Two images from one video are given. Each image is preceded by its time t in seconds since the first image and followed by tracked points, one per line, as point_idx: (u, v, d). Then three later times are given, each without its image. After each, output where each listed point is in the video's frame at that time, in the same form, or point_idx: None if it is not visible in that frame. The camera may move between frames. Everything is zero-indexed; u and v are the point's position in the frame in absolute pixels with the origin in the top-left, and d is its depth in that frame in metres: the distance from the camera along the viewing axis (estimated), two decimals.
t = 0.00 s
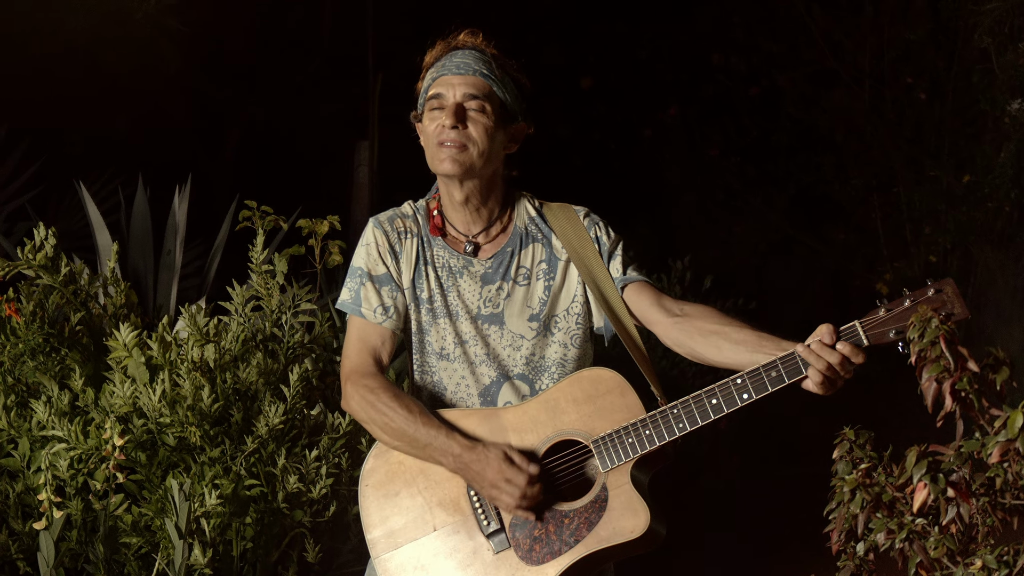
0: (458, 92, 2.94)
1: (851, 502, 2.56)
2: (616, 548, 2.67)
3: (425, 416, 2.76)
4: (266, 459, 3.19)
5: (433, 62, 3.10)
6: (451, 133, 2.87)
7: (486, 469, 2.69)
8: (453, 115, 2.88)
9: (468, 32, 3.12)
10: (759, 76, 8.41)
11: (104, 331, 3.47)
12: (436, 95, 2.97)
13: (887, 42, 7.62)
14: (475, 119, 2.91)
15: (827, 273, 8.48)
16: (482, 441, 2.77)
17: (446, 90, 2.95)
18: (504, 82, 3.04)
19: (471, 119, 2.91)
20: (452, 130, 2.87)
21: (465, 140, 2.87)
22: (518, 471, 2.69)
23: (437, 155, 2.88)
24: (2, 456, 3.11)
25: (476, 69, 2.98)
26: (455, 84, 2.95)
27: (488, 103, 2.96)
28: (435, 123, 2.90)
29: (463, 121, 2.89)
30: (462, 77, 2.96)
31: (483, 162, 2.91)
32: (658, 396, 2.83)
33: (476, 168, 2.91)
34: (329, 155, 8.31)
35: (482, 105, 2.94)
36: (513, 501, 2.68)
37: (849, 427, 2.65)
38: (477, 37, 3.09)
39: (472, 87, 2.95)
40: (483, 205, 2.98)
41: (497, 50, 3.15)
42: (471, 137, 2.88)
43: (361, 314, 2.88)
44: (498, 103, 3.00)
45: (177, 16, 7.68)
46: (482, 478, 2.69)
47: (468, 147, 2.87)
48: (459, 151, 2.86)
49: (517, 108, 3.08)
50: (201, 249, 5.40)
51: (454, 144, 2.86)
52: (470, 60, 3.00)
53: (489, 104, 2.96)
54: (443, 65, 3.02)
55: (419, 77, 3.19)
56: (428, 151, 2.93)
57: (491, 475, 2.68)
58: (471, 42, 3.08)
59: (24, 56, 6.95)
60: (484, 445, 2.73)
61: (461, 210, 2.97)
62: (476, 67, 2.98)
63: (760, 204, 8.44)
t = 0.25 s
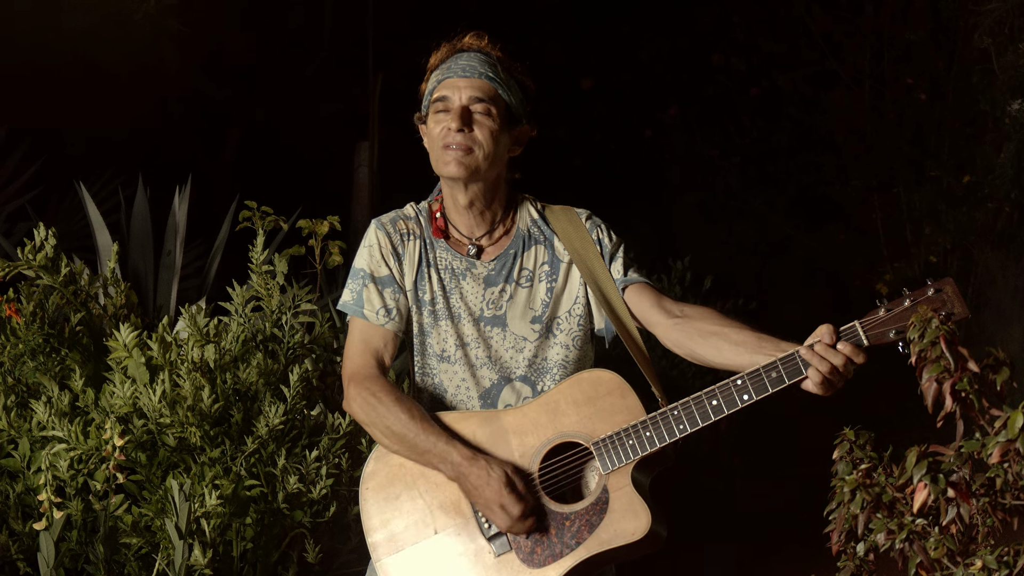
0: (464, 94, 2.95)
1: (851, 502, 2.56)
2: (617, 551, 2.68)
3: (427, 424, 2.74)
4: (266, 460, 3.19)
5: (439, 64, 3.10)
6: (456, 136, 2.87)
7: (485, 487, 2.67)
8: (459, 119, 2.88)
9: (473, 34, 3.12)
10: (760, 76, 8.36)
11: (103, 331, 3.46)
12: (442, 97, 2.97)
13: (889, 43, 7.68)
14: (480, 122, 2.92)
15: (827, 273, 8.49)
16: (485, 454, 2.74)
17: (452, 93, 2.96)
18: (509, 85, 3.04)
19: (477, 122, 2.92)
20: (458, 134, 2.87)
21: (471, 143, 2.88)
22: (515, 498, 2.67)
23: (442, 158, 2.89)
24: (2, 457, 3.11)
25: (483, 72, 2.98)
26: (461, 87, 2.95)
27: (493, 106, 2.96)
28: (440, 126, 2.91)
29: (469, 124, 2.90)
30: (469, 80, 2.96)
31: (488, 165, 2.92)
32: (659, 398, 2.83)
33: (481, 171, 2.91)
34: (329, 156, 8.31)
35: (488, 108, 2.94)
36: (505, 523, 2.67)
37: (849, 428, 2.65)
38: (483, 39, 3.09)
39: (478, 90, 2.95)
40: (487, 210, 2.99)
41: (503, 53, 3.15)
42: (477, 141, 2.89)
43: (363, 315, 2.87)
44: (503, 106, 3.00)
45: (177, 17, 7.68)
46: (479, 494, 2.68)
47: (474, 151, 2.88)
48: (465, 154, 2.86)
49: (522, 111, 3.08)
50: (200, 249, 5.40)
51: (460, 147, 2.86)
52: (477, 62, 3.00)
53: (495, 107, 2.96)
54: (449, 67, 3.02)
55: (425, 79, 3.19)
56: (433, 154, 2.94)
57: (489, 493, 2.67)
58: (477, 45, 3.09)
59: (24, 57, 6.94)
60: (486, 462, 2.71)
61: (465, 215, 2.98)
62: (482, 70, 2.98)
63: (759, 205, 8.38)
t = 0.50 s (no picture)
0: (465, 94, 2.95)
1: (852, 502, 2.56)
2: (614, 549, 2.67)
3: (422, 408, 2.77)
4: (267, 459, 3.20)
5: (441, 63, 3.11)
6: (457, 135, 2.88)
7: (488, 452, 2.73)
8: (460, 117, 2.89)
9: (476, 34, 3.13)
10: (760, 76, 8.42)
11: (104, 331, 3.46)
12: (444, 96, 2.97)
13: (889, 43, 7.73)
14: (482, 121, 2.92)
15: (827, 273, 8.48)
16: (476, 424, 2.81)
17: (454, 92, 2.96)
18: (512, 85, 3.04)
19: (478, 121, 2.92)
20: (459, 133, 2.87)
21: (472, 142, 2.88)
22: (520, 446, 2.75)
23: (443, 157, 2.89)
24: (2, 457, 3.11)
25: (485, 72, 2.98)
26: (463, 86, 2.96)
27: (495, 106, 2.96)
28: (442, 124, 2.91)
29: (470, 123, 2.90)
30: (471, 79, 2.96)
31: (489, 164, 2.91)
32: (659, 399, 2.84)
33: (482, 171, 2.91)
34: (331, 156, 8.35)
35: (490, 108, 2.94)
36: (521, 476, 2.74)
37: (849, 428, 2.65)
38: (486, 39, 3.09)
39: (480, 89, 2.95)
40: (488, 209, 2.99)
41: (506, 53, 3.15)
42: (478, 139, 2.89)
43: (363, 314, 2.87)
44: (505, 106, 3.00)
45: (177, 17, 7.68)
46: (485, 460, 2.73)
47: (474, 150, 2.88)
48: (466, 153, 2.86)
49: (524, 111, 3.08)
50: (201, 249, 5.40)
51: (460, 146, 2.87)
52: (479, 62, 3.00)
53: (496, 107, 2.96)
54: (451, 67, 3.02)
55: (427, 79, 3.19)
56: (434, 153, 2.94)
57: (495, 456, 2.73)
58: (480, 45, 3.09)
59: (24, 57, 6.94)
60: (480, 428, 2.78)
61: (466, 214, 2.98)
62: (484, 70, 2.98)
63: (761, 205, 8.44)
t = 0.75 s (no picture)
0: (466, 95, 2.95)
1: (852, 502, 2.56)
2: (614, 551, 2.67)
3: (423, 422, 2.75)
4: (267, 460, 3.20)
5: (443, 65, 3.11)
6: (457, 137, 2.87)
7: (477, 480, 2.68)
8: (459, 119, 2.88)
9: (477, 35, 3.12)
10: (760, 76, 8.34)
11: (104, 331, 3.45)
12: (444, 97, 2.97)
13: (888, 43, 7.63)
14: (482, 123, 2.92)
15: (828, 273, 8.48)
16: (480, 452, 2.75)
17: (454, 93, 2.96)
18: (513, 87, 3.04)
19: (478, 123, 2.91)
20: (459, 134, 2.87)
21: (472, 144, 2.87)
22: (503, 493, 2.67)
23: (442, 158, 2.89)
24: (2, 457, 3.12)
25: (486, 74, 2.98)
26: (463, 88, 2.95)
27: (496, 108, 2.96)
28: (442, 126, 2.91)
29: (470, 125, 2.90)
30: (471, 81, 2.96)
31: (489, 166, 2.91)
32: (658, 399, 2.84)
33: (482, 172, 2.90)
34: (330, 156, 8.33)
35: (490, 109, 2.94)
36: (497, 516, 2.67)
37: (850, 428, 2.65)
38: (486, 41, 3.09)
39: (480, 91, 2.95)
40: (488, 211, 2.99)
41: (506, 54, 3.15)
42: (477, 142, 2.89)
43: (363, 314, 2.87)
44: (506, 108, 3.00)
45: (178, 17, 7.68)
46: (471, 489, 2.68)
47: (474, 151, 2.88)
48: (465, 155, 2.86)
49: (525, 113, 3.08)
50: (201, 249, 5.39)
51: (459, 148, 2.87)
52: (479, 64, 3.00)
53: (497, 109, 2.96)
54: (452, 68, 3.02)
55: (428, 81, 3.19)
56: (434, 155, 2.94)
57: (480, 487, 2.67)
58: (480, 46, 3.09)
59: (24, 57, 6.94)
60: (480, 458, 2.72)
61: (466, 215, 2.98)
62: (484, 71, 2.98)
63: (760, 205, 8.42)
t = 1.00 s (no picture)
0: (465, 95, 2.95)
1: (853, 502, 2.56)
2: (614, 547, 2.67)
3: (424, 412, 2.76)
4: (268, 460, 3.20)
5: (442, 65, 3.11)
6: (456, 135, 2.88)
7: (486, 461, 2.69)
8: (458, 118, 2.88)
9: (477, 35, 3.12)
10: (761, 76, 8.35)
11: (105, 331, 3.46)
12: (443, 97, 2.97)
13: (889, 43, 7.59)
14: (481, 122, 2.92)
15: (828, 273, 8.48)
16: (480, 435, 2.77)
17: (453, 93, 2.96)
18: (513, 87, 3.04)
19: (477, 122, 2.91)
20: (458, 134, 2.87)
21: (470, 143, 2.87)
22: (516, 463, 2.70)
23: (442, 157, 2.89)
24: (3, 457, 3.12)
25: (485, 73, 2.98)
26: (462, 87, 2.95)
27: (495, 107, 2.96)
28: (441, 125, 2.91)
29: (469, 124, 2.90)
30: (470, 80, 2.96)
31: (489, 165, 2.91)
32: (658, 396, 2.84)
33: (482, 172, 2.91)
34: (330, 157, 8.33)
35: (489, 109, 2.94)
36: (515, 492, 2.68)
37: (851, 428, 2.65)
38: (486, 41, 3.09)
39: (479, 90, 2.95)
40: (489, 210, 2.99)
41: (507, 54, 3.15)
42: (476, 140, 2.89)
43: (364, 314, 2.87)
44: (506, 108, 3.00)
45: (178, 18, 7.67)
46: (481, 472, 2.69)
47: (474, 150, 2.88)
48: (464, 154, 2.87)
49: (525, 112, 3.08)
50: (201, 249, 5.39)
51: (458, 147, 2.87)
52: (479, 63, 3.00)
53: (496, 108, 2.96)
54: (452, 68, 3.02)
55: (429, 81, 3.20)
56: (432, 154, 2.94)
57: (490, 468, 2.69)
58: (481, 46, 3.08)
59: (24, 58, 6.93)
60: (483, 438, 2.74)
61: (467, 214, 2.98)
62: (484, 71, 2.98)
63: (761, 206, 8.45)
